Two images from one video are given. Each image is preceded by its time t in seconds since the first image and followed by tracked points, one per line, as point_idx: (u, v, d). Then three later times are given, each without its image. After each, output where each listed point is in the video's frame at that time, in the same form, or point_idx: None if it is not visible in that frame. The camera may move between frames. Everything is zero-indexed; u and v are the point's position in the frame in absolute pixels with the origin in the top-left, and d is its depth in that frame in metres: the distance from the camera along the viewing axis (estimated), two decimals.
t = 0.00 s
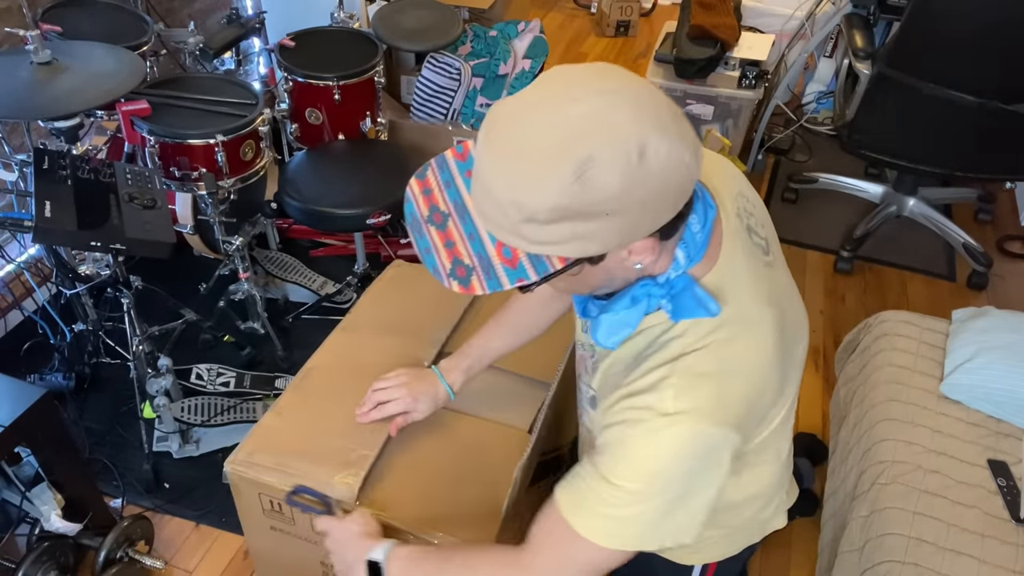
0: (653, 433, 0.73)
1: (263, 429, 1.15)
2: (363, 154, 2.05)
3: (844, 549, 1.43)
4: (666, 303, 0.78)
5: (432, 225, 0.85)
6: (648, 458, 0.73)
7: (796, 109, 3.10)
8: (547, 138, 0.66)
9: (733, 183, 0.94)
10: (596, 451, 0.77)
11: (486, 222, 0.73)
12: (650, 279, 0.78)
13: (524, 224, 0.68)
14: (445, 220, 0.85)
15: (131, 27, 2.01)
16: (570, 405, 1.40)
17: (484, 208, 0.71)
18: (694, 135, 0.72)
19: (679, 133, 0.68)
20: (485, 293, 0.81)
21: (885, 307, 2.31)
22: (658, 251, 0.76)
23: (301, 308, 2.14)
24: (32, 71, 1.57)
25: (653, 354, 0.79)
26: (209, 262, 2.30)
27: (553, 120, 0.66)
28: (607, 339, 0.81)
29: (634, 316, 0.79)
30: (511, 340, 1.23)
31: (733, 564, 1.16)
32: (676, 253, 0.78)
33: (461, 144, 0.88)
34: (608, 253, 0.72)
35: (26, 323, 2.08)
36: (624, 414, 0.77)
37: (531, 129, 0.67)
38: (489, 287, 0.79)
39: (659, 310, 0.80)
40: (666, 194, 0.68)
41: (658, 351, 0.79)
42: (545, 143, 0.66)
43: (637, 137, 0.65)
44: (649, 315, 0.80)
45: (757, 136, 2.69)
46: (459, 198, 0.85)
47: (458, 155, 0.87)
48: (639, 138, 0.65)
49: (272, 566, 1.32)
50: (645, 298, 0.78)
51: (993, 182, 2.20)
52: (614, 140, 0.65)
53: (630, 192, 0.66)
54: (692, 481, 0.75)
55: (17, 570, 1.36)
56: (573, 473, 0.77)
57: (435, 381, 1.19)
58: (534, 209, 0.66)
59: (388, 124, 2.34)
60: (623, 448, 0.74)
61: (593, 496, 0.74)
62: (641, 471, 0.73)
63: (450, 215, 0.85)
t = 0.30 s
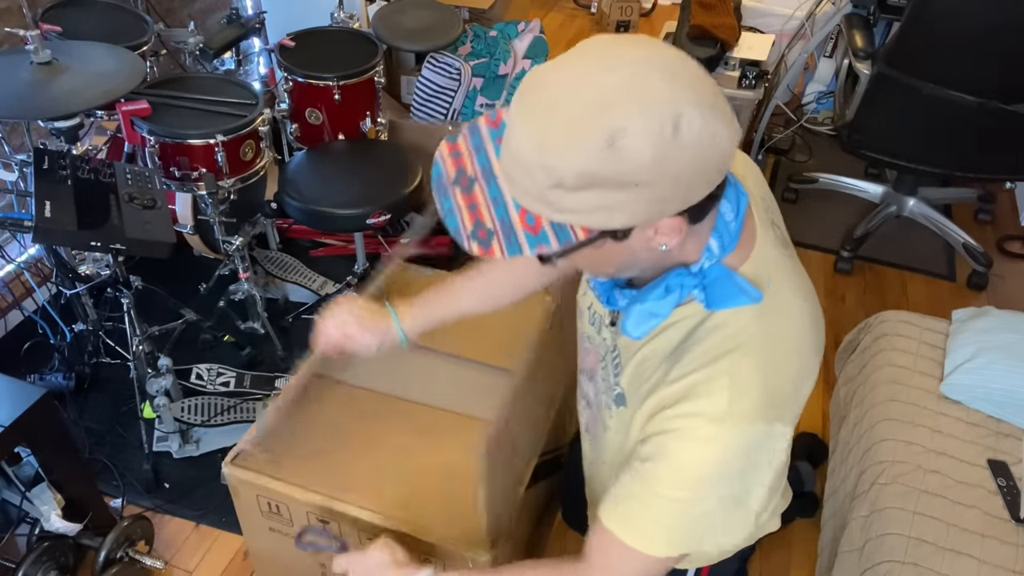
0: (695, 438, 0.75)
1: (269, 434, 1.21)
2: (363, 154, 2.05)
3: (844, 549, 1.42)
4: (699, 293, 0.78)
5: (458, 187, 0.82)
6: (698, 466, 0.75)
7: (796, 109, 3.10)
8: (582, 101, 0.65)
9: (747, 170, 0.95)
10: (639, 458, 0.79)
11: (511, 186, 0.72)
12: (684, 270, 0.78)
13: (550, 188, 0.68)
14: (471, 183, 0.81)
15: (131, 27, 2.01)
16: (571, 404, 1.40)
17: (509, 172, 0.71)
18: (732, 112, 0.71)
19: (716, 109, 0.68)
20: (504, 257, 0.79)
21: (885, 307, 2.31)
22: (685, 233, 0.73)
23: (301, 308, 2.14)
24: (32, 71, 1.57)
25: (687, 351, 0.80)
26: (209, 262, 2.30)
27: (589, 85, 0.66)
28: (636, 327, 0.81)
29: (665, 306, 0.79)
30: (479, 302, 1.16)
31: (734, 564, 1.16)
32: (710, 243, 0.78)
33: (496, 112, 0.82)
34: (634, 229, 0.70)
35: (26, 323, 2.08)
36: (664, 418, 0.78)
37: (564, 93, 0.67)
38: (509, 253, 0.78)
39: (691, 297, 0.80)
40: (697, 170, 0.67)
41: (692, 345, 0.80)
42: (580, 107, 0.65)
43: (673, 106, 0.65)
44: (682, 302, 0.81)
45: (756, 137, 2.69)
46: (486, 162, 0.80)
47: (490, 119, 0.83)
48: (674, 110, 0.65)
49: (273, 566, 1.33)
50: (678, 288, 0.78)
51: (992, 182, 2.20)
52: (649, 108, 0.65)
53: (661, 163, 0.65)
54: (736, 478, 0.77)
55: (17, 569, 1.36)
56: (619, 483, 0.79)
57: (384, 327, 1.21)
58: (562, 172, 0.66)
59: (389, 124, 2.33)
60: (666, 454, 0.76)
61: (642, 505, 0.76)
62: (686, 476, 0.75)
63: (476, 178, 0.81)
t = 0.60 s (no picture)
0: (730, 405, 0.75)
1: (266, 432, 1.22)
2: (363, 154, 2.05)
3: (844, 549, 1.42)
4: (702, 262, 0.79)
5: (452, 121, 0.82)
6: (736, 432, 0.74)
7: (796, 109, 3.10)
8: (565, 53, 0.69)
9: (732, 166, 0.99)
10: (673, 436, 0.78)
11: (499, 126, 0.75)
12: (686, 240, 0.79)
13: (525, 129, 0.72)
14: (466, 122, 0.81)
15: (131, 27, 2.01)
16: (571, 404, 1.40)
17: (499, 115, 0.74)
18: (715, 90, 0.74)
19: (694, 83, 0.70)
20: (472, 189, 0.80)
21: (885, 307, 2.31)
22: (660, 199, 0.75)
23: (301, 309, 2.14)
24: (32, 70, 1.57)
25: (707, 325, 0.80)
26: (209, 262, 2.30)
27: (573, 39, 0.70)
28: (644, 304, 0.82)
29: (670, 279, 0.80)
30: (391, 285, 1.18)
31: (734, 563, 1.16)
32: (706, 211, 0.79)
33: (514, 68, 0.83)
34: (603, 185, 0.72)
35: (26, 323, 2.08)
36: (693, 392, 0.78)
37: (551, 43, 0.71)
38: (477, 185, 0.79)
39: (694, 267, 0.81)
40: (665, 135, 0.70)
41: (710, 318, 0.80)
42: (562, 58, 0.69)
43: (646, 67, 0.68)
44: (686, 276, 0.81)
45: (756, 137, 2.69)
46: (487, 107, 0.80)
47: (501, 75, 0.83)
48: (646, 69, 0.68)
49: (274, 565, 1.33)
50: (682, 260, 0.79)
51: (992, 182, 2.20)
52: (624, 64, 0.68)
53: (630, 117, 0.68)
54: (774, 444, 0.76)
55: (17, 569, 1.36)
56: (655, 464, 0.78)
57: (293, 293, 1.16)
58: (537, 115, 0.70)
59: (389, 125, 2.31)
60: (701, 426, 0.75)
61: (683, 480, 0.75)
62: (724, 443, 0.74)
63: (472, 118, 0.81)
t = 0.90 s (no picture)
0: (716, 366, 0.77)
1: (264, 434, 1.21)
2: (363, 154, 2.05)
3: (844, 549, 1.43)
4: (670, 236, 0.81)
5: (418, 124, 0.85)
6: (729, 389, 0.77)
7: (796, 109, 3.10)
8: (502, 45, 0.74)
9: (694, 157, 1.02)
10: (668, 405, 0.80)
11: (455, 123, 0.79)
12: (651, 216, 0.80)
13: (473, 122, 0.76)
14: (430, 123, 0.84)
15: (131, 27, 2.01)
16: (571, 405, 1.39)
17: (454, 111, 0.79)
18: (646, 71, 0.77)
19: (624, 65, 0.74)
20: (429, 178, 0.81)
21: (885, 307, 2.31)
22: (608, 178, 0.78)
23: (302, 309, 2.13)
24: (32, 70, 1.57)
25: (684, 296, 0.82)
26: (209, 262, 2.29)
27: (510, 33, 0.75)
28: (619, 282, 0.82)
29: (640, 254, 0.81)
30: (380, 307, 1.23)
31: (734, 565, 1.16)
32: (666, 187, 0.82)
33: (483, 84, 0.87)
34: (551, 166, 0.75)
35: (26, 323, 2.08)
36: (680, 361, 0.81)
37: (486, 41, 0.76)
38: (433, 172, 0.80)
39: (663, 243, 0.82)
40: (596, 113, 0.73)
41: (686, 288, 0.82)
42: (499, 49, 0.74)
43: (570, 49, 0.72)
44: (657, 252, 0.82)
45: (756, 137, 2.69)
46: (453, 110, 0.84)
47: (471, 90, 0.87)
48: (571, 53, 0.72)
49: (274, 564, 1.34)
50: (649, 235, 0.80)
51: (993, 182, 2.20)
52: (551, 50, 0.72)
53: (561, 96, 0.72)
54: (766, 396, 0.79)
55: (17, 569, 1.36)
56: (655, 435, 0.80)
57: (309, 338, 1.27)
58: (480, 102, 0.74)
59: (388, 124, 2.36)
60: (693, 390, 0.78)
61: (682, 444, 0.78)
62: (716, 402, 0.77)
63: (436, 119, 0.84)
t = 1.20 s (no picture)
0: (703, 358, 0.77)
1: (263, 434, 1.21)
2: (363, 155, 2.05)
3: (844, 549, 1.42)
4: (658, 231, 0.81)
5: (414, 125, 0.90)
6: (715, 380, 0.77)
7: (796, 109, 3.10)
8: (481, 45, 0.75)
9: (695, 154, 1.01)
10: (656, 396, 0.80)
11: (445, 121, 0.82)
12: (638, 213, 0.81)
13: (457, 120, 0.78)
14: (424, 125, 0.88)
15: (131, 27, 2.01)
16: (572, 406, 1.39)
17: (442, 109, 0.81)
18: (626, 67, 0.77)
19: (601, 62, 0.74)
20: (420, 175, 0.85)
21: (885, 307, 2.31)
22: (592, 173, 0.78)
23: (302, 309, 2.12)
24: (32, 70, 1.57)
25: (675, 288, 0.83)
26: (209, 262, 2.29)
27: (490, 33, 0.76)
28: (607, 276, 0.84)
29: (627, 250, 0.82)
30: (397, 263, 1.27)
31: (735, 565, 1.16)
32: (655, 183, 0.82)
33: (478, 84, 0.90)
34: (535, 163, 0.77)
35: (26, 323, 2.08)
36: (669, 353, 0.81)
37: (469, 43, 0.77)
38: (422, 171, 0.84)
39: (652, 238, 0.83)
40: (572, 112, 0.73)
41: (677, 280, 0.82)
42: (479, 50, 0.75)
43: (546, 48, 0.73)
44: (646, 246, 0.83)
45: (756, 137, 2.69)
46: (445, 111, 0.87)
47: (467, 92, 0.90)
48: (545, 52, 0.73)
49: (274, 564, 1.34)
50: (635, 231, 0.81)
51: (993, 182, 2.20)
52: (527, 50, 0.73)
53: (536, 96, 0.73)
54: (755, 389, 0.79)
55: (17, 569, 1.36)
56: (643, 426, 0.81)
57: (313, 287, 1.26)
58: (461, 104, 0.76)
59: (388, 124, 2.36)
60: (680, 382, 0.78)
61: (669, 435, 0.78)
62: (703, 393, 0.77)
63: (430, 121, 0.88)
